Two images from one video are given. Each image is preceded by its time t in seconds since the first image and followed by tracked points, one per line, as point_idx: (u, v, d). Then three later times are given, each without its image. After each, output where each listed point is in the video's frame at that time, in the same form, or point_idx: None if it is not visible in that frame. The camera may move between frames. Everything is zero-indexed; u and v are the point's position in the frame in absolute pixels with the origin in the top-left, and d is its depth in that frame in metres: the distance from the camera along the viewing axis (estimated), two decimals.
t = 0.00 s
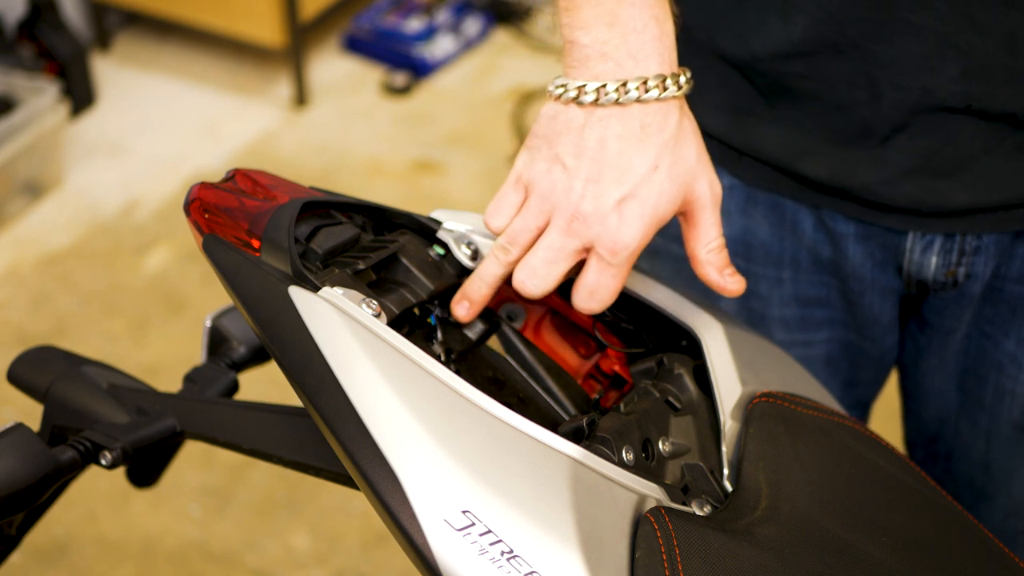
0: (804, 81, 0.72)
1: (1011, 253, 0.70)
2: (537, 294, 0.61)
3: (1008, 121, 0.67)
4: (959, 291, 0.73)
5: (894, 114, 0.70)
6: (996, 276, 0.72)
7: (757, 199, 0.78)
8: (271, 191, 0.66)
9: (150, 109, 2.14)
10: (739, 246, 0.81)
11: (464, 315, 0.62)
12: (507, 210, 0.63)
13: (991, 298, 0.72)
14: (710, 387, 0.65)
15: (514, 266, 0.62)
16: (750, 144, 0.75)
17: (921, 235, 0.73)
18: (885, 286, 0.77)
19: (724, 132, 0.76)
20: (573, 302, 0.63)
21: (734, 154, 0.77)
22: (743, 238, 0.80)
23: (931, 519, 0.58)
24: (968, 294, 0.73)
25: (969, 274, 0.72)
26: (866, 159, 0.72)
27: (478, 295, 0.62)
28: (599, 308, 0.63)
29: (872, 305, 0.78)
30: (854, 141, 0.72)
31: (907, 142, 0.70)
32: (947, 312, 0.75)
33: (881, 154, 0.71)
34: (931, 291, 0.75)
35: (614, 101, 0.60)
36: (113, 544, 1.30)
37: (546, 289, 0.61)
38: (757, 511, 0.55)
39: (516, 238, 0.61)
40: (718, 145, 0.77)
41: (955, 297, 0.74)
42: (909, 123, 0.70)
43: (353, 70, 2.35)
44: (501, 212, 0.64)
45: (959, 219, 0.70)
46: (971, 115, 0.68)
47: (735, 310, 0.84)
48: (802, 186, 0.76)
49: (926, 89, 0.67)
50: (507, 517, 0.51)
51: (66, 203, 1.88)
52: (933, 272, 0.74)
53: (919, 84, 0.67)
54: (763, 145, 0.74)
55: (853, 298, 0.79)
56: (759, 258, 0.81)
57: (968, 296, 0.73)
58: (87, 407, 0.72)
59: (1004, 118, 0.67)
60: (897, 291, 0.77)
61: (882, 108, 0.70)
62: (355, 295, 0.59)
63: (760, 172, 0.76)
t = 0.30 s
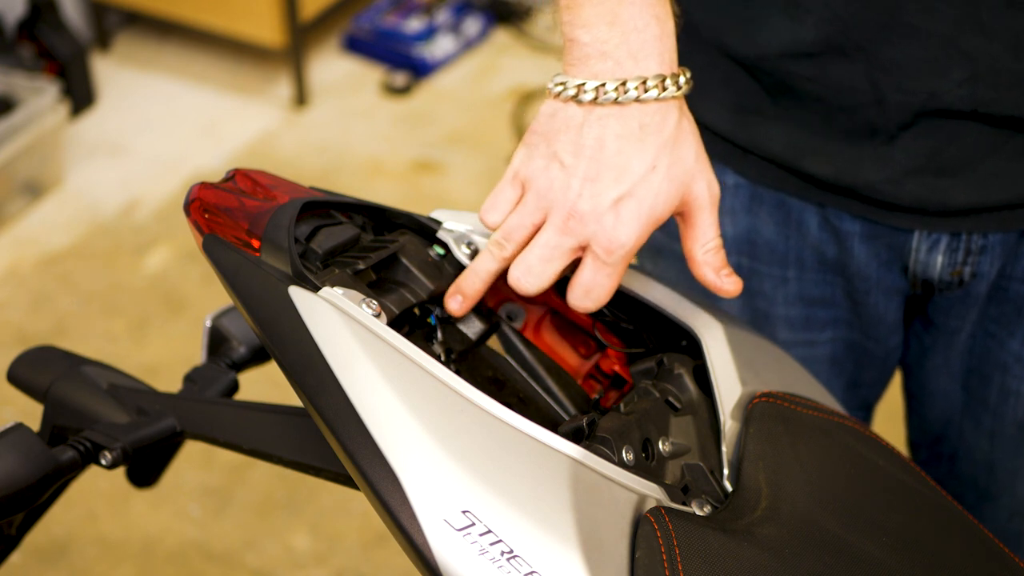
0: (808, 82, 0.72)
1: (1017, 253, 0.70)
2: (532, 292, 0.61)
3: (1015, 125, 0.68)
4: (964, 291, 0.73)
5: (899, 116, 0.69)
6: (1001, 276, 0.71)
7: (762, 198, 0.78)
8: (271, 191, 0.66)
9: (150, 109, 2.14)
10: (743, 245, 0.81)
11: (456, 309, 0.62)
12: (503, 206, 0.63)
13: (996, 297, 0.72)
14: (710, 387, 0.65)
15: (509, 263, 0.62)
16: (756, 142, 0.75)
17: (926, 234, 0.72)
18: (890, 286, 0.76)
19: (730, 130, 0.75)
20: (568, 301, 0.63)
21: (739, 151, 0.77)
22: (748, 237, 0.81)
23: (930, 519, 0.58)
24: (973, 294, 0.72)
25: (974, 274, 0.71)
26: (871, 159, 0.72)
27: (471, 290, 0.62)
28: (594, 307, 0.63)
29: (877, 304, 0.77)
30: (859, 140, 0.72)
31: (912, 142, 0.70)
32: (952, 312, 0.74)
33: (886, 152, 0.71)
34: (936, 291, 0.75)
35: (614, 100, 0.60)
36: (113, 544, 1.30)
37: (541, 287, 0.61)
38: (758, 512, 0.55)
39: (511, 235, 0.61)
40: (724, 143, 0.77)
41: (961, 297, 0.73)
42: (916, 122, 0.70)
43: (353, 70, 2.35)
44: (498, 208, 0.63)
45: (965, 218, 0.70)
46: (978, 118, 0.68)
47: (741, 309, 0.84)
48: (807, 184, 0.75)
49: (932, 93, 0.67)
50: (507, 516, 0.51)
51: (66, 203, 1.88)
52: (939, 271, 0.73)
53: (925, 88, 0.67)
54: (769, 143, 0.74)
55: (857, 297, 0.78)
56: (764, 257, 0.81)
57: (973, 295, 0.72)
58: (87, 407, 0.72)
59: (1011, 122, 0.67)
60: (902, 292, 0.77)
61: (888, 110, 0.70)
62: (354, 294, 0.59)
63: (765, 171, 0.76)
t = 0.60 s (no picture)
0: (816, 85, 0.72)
1: None
2: (525, 308, 0.60)
3: None
4: (977, 284, 0.73)
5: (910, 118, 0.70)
6: (1014, 269, 0.72)
7: (775, 192, 0.77)
8: (272, 191, 0.66)
9: (150, 109, 2.14)
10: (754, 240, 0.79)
11: (441, 313, 0.61)
12: (503, 216, 0.63)
13: (1008, 291, 0.73)
14: (709, 387, 0.65)
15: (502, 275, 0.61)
16: (771, 137, 0.75)
17: (941, 228, 0.72)
18: (902, 282, 0.76)
19: (744, 125, 0.75)
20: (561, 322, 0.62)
21: (751, 146, 0.76)
22: (758, 232, 0.79)
23: (930, 520, 0.58)
24: (985, 288, 0.73)
25: (987, 267, 0.72)
26: (885, 153, 0.72)
27: (458, 296, 0.61)
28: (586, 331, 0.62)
29: (888, 299, 0.77)
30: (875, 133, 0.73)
31: (924, 138, 0.71)
32: (964, 305, 0.75)
33: (900, 146, 0.72)
34: (948, 285, 0.75)
35: (623, 125, 0.61)
36: (113, 544, 1.30)
37: (535, 304, 0.60)
38: (758, 512, 0.55)
39: (508, 247, 0.60)
40: (737, 137, 0.76)
41: (973, 291, 0.74)
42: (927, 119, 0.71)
43: (353, 70, 2.35)
44: (497, 218, 0.63)
45: (978, 211, 0.71)
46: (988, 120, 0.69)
47: (750, 307, 0.81)
48: (820, 178, 0.75)
49: (942, 99, 0.68)
50: (506, 517, 0.52)
51: (66, 203, 1.88)
52: (952, 265, 0.74)
53: (934, 94, 0.68)
54: (783, 137, 0.74)
55: (869, 294, 0.78)
56: (774, 252, 0.79)
57: (986, 289, 0.73)
58: (87, 407, 0.72)
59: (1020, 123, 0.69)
60: (914, 287, 0.77)
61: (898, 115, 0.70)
62: (354, 295, 0.59)
63: (778, 165, 0.76)
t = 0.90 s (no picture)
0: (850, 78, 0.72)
1: None
2: (509, 344, 0.59)
3: None
4: (1019, 275, 0.75)
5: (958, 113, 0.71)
6: None
7: (815, 186, 0.79)
8: (272, 191, 0.66)
9: (149, 109, 2.14)
10: (792, 234, 0.80)
11: (422, 335, 0.59)
12: (506, 249, 0.63)
13: None
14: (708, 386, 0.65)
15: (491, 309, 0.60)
16: (816, 128, 0.76)
17: (986, 219, 0.74)
18: (942, 277, 0.78)
19: (789, 113, 0.76)
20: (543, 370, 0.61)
21: (797, 138, 0.77)
22: (796, 227, 0.80)
23: (932, 521, 0.58)
24: None
25: None
26: (932, 146, 0.73)
27: (443, 321, 0.59)
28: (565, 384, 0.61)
29: (927, 294, 0.78)
30: (919, 125, 0.73)
31: (972, 131, 0.72)
32: (1004, 297, 0.76)
33: (947, 139, 0.72)
34: (990, 278, 0.76)
35: (639, 178, 0.62)
36: (113, 544, 1.30)
37: (520, 343, 0.60)
38: (758, 511, 0.55)
39: (505, 280, 0.60)
40: (782, 129, 0.78)
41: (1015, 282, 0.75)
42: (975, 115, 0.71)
43: (353, 70, 2.35)
44: (500, 250, 0.63)
45: None
46: None
47: (785, 301, 0.82)
48: (863, 170, 0.77)
49: (993, 92, 0.69)
50: (507, 517, 0.52)
51: (66, 203, 1.88)
52: (995, 259, 0.75)
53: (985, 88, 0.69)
54: (828, 129, 0.75)
55: (907, 288, 0.79)
56: (813, 247, 0.80)
57: None
58: (87, 407, 0.72)
59: None
60: (952, 283, 0.78)
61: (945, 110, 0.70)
62: (353, 295, 0.59)
63: (824, 157, 0.77)
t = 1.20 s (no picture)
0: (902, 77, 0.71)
1: None
2: (473, 356, 0.59)
3: None
4: None
5: None
6: None
7: (872, 191, 0.78)
8: (272, 191, 0.66)
9: (149, 109, 2.14)
10: (846, 238, 0.81)
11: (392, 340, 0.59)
12: (488, 266, 0.64)
13: None
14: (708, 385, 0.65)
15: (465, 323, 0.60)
16: (878, 132, 0.74)
17: None
18: (999, 285, 0.76)
19: (849, 117, 0.75)
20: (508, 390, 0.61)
21: (856, 140, 0.77)
22: (852, 231, 0.81)
23: (934, 521, 0.58)
24: None
25: None
26: (995, 150, 0.69)
27: (416, 329, 0.60)
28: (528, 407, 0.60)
29: (981, 301, 0.77)
30: (984, 128, 0.70)
31: None
32: None
33: (1011, 144, 0.69)
34: None
35: (622, 210, 0.62)
36: (114, 543, 1.30)
37: (485, 357, 0.59)
38: (758, 511, 0.55)
39: (481, 294, 0.60)
40: (842, 130, 0.77)
41: None
42: None
43: (353, 70, 2.35)
44: (482, 266, 0.64)
45: None
46: None
47: (834, 304, 0.83)
48: (925, 172, 0.75)
49: None
50: (506, 519, 0.52)
51: (66, 203, 1.88)
52: None
53: None
54: (888, 131, 0.74)
55: (962, 295, 0.77)
56: (867, 251, 0.81)
57: None
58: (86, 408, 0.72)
59: None
60: (1011, 291, 0.76)
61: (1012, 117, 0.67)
62: (353, 296, 0.59)
63: (884, 157, 0.76)
